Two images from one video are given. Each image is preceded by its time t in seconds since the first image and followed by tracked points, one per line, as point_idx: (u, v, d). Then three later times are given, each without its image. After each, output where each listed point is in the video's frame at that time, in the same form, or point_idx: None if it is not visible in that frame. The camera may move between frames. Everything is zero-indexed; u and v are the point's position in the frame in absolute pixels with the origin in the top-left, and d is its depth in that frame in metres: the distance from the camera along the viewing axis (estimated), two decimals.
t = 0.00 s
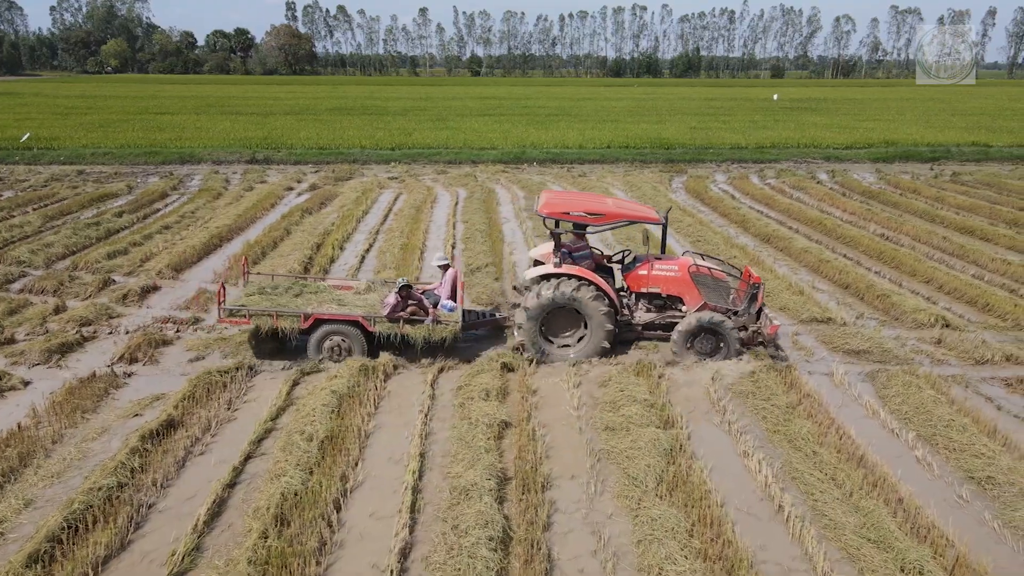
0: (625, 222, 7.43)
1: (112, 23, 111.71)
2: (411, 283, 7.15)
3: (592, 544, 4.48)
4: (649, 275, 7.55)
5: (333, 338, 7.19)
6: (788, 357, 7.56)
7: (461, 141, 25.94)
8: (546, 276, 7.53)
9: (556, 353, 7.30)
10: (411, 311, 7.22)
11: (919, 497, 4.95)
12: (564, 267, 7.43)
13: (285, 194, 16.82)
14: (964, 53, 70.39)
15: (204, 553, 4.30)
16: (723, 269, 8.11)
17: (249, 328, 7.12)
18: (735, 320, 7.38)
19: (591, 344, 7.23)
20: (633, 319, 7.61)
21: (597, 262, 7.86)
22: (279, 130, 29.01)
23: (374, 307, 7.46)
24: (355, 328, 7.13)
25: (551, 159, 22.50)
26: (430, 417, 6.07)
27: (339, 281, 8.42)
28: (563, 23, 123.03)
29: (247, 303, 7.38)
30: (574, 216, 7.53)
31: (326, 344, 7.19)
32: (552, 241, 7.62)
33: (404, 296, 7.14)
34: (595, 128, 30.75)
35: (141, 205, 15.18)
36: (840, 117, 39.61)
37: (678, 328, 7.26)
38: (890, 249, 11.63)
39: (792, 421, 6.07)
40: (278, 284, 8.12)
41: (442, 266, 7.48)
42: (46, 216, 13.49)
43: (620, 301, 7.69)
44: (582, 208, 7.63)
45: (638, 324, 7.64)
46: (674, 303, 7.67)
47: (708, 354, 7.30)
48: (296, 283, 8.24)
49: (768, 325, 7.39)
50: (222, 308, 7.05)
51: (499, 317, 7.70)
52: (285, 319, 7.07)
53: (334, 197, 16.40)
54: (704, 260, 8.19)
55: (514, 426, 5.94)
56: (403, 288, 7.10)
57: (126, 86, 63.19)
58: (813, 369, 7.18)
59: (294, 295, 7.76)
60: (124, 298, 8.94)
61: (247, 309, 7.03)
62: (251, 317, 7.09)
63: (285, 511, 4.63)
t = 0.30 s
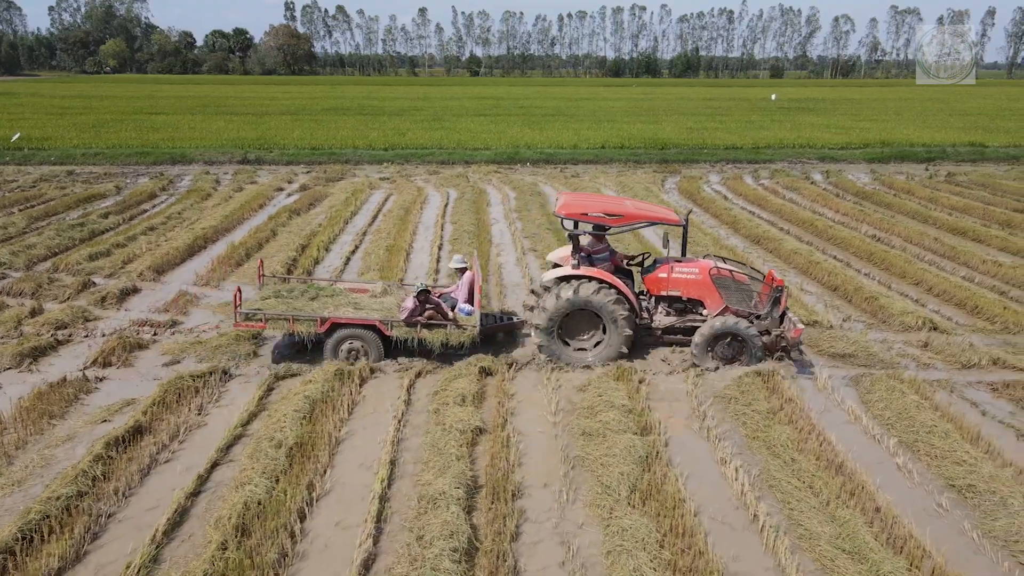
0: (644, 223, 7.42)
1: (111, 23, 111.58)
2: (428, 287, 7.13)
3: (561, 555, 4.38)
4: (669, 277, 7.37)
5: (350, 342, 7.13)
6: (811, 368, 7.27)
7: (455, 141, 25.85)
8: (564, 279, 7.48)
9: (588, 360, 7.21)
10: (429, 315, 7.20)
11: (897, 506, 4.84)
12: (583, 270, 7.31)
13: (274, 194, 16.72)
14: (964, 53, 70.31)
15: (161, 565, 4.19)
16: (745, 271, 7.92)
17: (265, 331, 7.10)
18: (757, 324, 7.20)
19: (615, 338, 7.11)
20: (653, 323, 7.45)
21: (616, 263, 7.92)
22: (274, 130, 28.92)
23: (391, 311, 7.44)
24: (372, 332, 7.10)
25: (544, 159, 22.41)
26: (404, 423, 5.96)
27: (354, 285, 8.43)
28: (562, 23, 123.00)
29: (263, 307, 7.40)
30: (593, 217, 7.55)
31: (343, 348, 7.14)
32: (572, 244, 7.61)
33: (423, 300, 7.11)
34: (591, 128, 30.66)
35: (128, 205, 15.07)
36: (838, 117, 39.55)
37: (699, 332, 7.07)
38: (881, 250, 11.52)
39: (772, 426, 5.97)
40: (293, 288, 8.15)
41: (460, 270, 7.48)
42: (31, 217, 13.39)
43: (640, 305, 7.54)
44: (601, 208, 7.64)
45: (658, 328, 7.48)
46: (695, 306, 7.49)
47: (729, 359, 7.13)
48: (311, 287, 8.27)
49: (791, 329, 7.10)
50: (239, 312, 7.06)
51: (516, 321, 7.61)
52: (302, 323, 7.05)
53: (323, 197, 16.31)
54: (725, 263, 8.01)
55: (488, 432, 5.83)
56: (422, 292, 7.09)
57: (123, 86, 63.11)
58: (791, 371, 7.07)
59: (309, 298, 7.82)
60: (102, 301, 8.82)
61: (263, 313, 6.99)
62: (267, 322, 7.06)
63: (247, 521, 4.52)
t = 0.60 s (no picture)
0: (654, 225, 7.62)
1: (109, 23, 111.47)
2: (436, 288, 7.02)
3: (508, 563, 4.30)
4: (679, 281, 7.24)
5: (354, 344, 7.03)
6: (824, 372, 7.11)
7: (445, 141, 25.79)
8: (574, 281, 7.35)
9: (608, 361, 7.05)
10: (436, 317, 7.09)
11: (856, 513, 4.77)
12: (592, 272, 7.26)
13: (259, 195, 16.65)
14: (962, 53, 70.35)
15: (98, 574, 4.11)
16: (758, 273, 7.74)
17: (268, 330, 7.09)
18: (770, 329, 7.01)
19: (624, 335, 6.92)
20: (662, 327, 7.32)
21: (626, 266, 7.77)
22: (267, 130, 28.84)
23: (397, 311, 7.36)
24: (376, 333, 7.02)
25: (534, 159, 22.34)
26: (362, 427, 5.88)
27: (361, 285, 8.39)
28: (560, 23, 122.90)
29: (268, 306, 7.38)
30: (603, 219, 7.78)
31: (347, 350, 7.04)
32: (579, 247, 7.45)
33: (430, 302, 7.01)
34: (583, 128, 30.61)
35: (110, 205, 14.99)
36: (832, 117, 39.46)
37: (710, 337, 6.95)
38: (864, 251, 11.44)
39: (736, 431, 5.88)
40: (300, 286, 8.16)
41: (468, 271, 7.38)
42: (10, 218, 13.30)
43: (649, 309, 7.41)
44: (610, 211, 7.86)
45: (668, 332, 7.35)
46: (705, 310, 7.34)
47: (742, 363, 7.01)
48: (318, 286, 8.26)
49: (805, 334, 6.93)
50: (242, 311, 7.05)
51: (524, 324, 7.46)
52: (306, 323, 7.01)
53: (309, 198, 16.24)
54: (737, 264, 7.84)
55: (448, 437, 5.75)
56: (429, 294, 6.98)
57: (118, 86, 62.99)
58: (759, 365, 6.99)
59: (315, 298, 7.81)
60: (72, 303, 8.73)
61: (267, 312, 6.99)
62: (271, 321, 7.06)
63: (190, 529, 4.44)
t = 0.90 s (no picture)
0: (651, 225, 7.77)
1: (107, 23, 111.21)
2: (426, 289, 7.02)
3: (430, 568, 4.23)
4: (677, 283, 7.21)
5: (345, 345, 7.00)
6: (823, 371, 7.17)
7: (432, 141, 25.74)
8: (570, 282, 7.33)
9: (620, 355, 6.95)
10: (426, 318, 7.08)
11: (791, 517, 4.71)
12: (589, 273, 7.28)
13: (238, 194, 16.58)
14: (959, 52, 70.27)
15: None
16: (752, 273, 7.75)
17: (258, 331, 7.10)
18: (768, 330, 7.05)
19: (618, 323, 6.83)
20: (660, 329, 7.33)
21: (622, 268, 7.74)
22: (255, 130, 28.78)
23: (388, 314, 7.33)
24: (367, 334, 6.96)
25: (519, 159, 22.26)
26: (304, 430, 5.81)
27: (358, 285, 8.49)
28: (557, 23, 122.76)
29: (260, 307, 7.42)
30: (601, 219, 7.89)
31: (338, 351, 7.01)
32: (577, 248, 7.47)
33: (419, 303, 7.00)
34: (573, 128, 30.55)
35: (86, 205, 14.91)
36: (824, 117, 39.31)
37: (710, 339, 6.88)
38: (837, 252, 11.37)
39: (682, 433, 5.82)
40: (296, 288, 8.20)
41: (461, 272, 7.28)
42: None
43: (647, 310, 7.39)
44: (608, 211, 7.98)
45: (665, 335, 7.36)
46: (703, 312, 7.35)
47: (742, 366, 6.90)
48: (314, 287, 8.28)
49: (803, 336, 6.97)
50: (233, 311, 7.06)
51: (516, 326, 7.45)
52: (296, 324, 7.03)
53: (287, 198, 16.17)
54: (733, 265, 7.84)
55: (389, 440, 5.68)
56: (417, 295, 6.99)
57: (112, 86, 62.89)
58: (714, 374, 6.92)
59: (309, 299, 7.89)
60: (30, 303, 8.66)
61: (258, 313, 6.98)
62: (262, 321, 7.06)
63: (109, 534, 4.37)
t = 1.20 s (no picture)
0: (637, 226, 7.38)
1: (103, 23, 111.06)
2: (402, 290, 7.04)
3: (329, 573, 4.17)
4: (662, 283, 7.22)
5: (322, 346, 6.99)
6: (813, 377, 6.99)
7: (416, 141, 25.68)
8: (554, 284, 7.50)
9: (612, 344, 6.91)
10: (403, 319, 7.09)
11: (706, 522, 4.65)
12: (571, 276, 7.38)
13: (211, 194, 16.53)
14: (953, 53, 70.25)
15: None
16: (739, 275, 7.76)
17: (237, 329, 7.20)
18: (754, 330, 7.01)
19: (593, 314, 6.80)
20: (645, 331, 7.28)
21: (605, 267, 7.96)
22: (241, 129, 28.73)
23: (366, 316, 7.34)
24: (345, 335, 6.94)
25: (500, 159, 22.18)
26: (229, 432, 5.74)
27: (341, 285, 8.58)
28: (554, 22, 122.57)
29: (242, 305, 7.58)
30: (584, 221, 7.51)
31: (316, 352, 7.00)
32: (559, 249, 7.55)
33: (395, 304, 7.02)
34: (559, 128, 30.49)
35: (55, 204, 14.83)
36: (814, 117, 39.19)
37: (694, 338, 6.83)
38: (802, 253, 11.30)
39: (611, 434, 5.74)
40: (279, 287, 8.40)
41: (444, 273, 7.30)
42: None
43: (632, 312, 7.38)
44: (592, 211, 7.57)
45: (650, 336, 7.31)
46: (688, 312, 7.34)
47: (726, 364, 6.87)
48: (297, 286, 8.50)
49: (791, 336, 6.91)
50: (212, 309, 7.18)
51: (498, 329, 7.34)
52: (274, 324, 7.04)
53: (260, 198, 16.10)
54: (719, 267, 7.85)
55: (314, 442, 5.61)
56: (393, 296, 7.01)
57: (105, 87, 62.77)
58: (656, 379, 6.86)
59: (290, 300, 7.98)
60: None
61: (236, 312, 7.07)
62: (240, 321, 7.15)
63: (6, 540, 4.31)
